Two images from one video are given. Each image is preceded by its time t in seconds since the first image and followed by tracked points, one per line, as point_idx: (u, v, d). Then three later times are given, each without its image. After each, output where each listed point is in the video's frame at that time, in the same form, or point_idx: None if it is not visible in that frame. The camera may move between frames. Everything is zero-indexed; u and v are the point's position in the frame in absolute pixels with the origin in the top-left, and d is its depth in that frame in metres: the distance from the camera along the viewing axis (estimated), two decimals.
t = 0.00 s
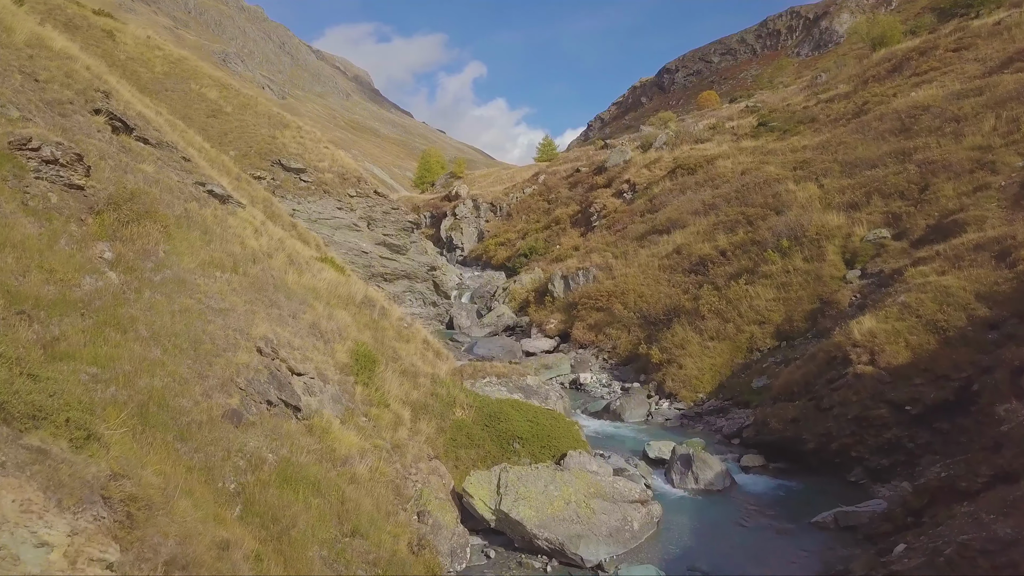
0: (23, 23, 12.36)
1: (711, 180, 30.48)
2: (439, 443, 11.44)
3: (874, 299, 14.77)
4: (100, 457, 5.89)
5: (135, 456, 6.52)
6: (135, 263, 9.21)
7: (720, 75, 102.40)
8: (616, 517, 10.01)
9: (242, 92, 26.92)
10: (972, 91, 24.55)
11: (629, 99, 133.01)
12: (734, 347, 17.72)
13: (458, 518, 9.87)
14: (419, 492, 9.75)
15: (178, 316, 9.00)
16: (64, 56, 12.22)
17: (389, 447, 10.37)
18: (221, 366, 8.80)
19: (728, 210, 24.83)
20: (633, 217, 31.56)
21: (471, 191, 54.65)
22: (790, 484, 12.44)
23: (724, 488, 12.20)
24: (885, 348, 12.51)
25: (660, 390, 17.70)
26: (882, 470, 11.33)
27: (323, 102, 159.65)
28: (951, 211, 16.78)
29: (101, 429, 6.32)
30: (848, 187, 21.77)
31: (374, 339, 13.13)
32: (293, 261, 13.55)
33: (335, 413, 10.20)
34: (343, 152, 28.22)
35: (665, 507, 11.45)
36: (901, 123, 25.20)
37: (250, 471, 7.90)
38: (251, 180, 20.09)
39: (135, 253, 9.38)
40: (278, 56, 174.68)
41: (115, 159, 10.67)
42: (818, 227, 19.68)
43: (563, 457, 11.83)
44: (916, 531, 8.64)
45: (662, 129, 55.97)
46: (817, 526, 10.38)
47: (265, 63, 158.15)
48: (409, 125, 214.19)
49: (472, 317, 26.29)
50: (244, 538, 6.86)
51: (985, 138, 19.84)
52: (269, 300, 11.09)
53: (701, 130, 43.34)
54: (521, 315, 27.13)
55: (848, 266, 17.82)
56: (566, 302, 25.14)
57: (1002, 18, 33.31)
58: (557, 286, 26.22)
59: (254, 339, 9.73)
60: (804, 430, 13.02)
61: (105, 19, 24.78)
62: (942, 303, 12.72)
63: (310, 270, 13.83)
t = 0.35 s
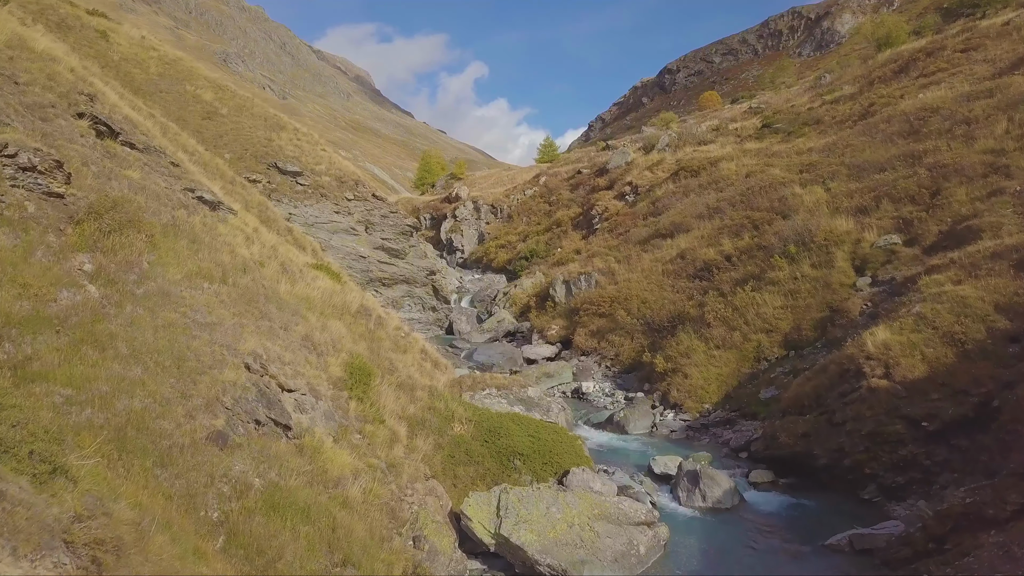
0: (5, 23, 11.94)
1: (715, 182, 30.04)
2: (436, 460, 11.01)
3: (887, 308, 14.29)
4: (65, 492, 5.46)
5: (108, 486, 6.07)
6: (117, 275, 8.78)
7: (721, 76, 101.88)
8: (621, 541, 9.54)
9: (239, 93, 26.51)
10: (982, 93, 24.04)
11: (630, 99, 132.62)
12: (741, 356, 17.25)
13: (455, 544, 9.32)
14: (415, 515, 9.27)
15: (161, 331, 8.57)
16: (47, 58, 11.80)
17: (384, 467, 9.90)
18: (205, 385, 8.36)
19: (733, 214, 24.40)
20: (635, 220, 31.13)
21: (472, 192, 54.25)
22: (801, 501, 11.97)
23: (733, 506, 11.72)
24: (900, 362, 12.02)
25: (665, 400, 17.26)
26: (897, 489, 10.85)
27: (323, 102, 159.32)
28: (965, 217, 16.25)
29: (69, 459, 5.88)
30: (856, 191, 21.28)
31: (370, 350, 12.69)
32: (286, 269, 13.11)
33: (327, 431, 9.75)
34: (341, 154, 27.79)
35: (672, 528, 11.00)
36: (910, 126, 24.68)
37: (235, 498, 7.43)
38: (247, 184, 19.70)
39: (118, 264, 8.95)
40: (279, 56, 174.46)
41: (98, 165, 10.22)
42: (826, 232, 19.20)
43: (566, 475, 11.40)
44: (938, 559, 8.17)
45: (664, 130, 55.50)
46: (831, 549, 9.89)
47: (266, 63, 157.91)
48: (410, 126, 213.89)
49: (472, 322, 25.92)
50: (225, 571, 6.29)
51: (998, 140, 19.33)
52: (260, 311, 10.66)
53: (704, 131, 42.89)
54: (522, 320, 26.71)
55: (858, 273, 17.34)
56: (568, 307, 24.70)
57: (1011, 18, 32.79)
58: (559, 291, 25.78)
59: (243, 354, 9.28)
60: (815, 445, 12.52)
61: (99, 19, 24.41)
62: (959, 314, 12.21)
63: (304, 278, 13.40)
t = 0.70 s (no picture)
0: None
1: (719, 185, 29.54)
2: (434, 481, 10.50)
3: (902, 319, 13.74)
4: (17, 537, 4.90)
5: (73, 525, 5.51)
6: (94, 291, 8.27)
7: (723, 76, 101.28)
8: (628, 569, 9.00)
9: (234, 95, 26.06)
10: (994, 94, 23.47)
11: (631, 100, 132.04)
12: (749, 367, 16.73)
13: (452, 570, 8.68)
14: (411, 542, 8.69)
15: (140, 351, 8.06)
16: (27, 60, 11.32)
17: (378, 491, 9.36)
18: (187, 408, 7.85)
19: (739, 219, 23.90)
20: (638, 223, 30.63)
21: (472, 194, 53.79)
22: (815, 522, 11.44)
23: (743, 528, 11.19)
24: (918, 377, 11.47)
25: (670, 412, 16.75)
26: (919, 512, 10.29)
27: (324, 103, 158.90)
28: (981, 223, 15.69)
29: (27, 498, 5.33)
30: (866, 196, 20.74)
31: (365, 364, 12.19)
32: (278, 278, 12.61)
33: (319, 452, 9.24)
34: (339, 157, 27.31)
35: (680, 552, 10.50)
36: (920, 128, 24.13)
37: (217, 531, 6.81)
38: (240, 189, 19.23)
39: (96, 279, 8.45)
40: (279, 56, 174.14)
41: (77, 172, 9.72)
42: (835, 238, 18.66)
43: (569, 496, 10.89)
44: None
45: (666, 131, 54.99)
46: None
47: (266, 64, 157.57)
48: (410, 126, 213.42)
49: (473, 328, 25.45)
50: None
51: (1013, 144, 18.75)
52: (248, 326, 10.16)
53: (708, 133, 42.37)
54: (523, 326, 26.22)
55: (870, 280, 16.81)
56: (570, 313, 24.19)
57: (1020, 19, 32.21)
58: (561, 297, 25.25)
59: (228, 373, 8.78)
60: (829, 464, 11.98)
61: (92, 19, 23.96)
62: (981, 327, 11.64)
63: (297, 288, 12.90)
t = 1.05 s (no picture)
0: None
1: (723, 188, 29.11)
2: (433, 501, 10.04)
3: (916, 330, 13.25)
4: None
5: (37, 565, 5.00)
6: (70, 306, 7.81)
7: (725, 77, 100.76)
8: None
9: (230, 97, 25.64)
10: (1005, 96, 22.97)
11: (632, 100, 131.60)
12: (757, 376, 16.27)
13: None
14: (406, 569, 8.16)
15: (118, 370, 7.59)
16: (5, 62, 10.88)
17: (372, 514, 8.86)
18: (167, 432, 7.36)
19: (744, 223, 23.46)
20: (641, 227, 30.20)
21: (472, 195, 53.33)
22: (827, 542, 10.97)
23: (753, 549, 10.72)
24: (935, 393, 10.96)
25: (676, 423, 16.29)
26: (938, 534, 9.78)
27: (324, 103, 158.47)
28: (997, 229, 15.17)
29: None
30: (875, 200, 20.27)
31: (360, 378, 11.75)
32: (270, 287, 12.18)
33: (310, 475, 8.77)
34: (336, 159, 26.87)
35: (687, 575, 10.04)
36: (929, 131, 23.64)
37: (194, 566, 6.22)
38: (234, 193, 18.83)
39: (73, 293, 7.99)
40: (280, 56, 173.84)
41: (56, 179, 9.26)
42: (844, 244, 18.20)
43: (572, 516, 10.45)
44: None
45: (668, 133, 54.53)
46: None
47: (266, 63, 157.22)
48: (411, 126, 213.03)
49: (473, 333, 25.03)
50: None
51: None
52: (237, 340, 9.71)
53: (711, 134, 41.91)
54: (524, 331, 25.78)
55: (881, 288, 16.34)
56: (572, 319, 23.73)
57: None
58: (563, 302, 24.77)
59: (214, 392, 8.32)
60: (842, 481, 11.49)
61: (85, 19, 23.57)
62: (1001, 339, 11.12)
63: (290, 298, 12.46)
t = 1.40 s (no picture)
0: None
1: (727, 191, 28.66)
2: (432, 521, 9.51)
3: (932, 341, 12.76)
4: None
5: None
6: (44, 324, 7.37)
7: (727, 77, 100.17)
8: None
9: (226, 99, 25.27)
10: (1017, 97, 22.47)
11: (633, 100, 131.03)
12: (765, 387, 15.79)
13: None
14: None
15: (95, 392, 7.15)
16: None
17: (366, 540, 8.36)
18: (146, 458, 6.90)
19: (750, 227, 23.01)
20: (644, 230, 29.76)
21: (473, 197, 52.93)
22: (841, 564, 10.48)
23: (764, 572, 10.20)
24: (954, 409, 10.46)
25: (681, 435, 15.84)
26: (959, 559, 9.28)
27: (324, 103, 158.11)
28: (1014, 236, 14.67)
29: None
30: (884, 204, 19.80)
31: (356, 392, 11.31)
32: (262, 297, 11.75)
33: (300, 499, 8.30)
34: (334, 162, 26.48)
35: None
36: (939, 133, 23.15)
37: None
38: (229, 197, 18.43)
39: (48, 309, 7.53)
40: (280, 56, 173.55)
41: (35, 187, 8.83)
42: (854, 250, 17.73)
43: (576, 538, 9.97)
44: None
45: (671, 134, 54.03)
46: None
47: (266, 64, 156.94)
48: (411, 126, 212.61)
49: (473, 339, 24.59)
50: None
51: None
52: (225, 356, 9.29)
53: (714, 136, 41.44)
54: (525, 337, 25.33)
55: (893, 296, 15.86)
56: (574, 325, 23.30)
57: None
58: (565, 308, 24.35)
59: (198, 413, 7.87)
60: (857, 501, 10.99)
61: (79, 20, 23.20)
62: None
63: (283, 309, 12.04)
